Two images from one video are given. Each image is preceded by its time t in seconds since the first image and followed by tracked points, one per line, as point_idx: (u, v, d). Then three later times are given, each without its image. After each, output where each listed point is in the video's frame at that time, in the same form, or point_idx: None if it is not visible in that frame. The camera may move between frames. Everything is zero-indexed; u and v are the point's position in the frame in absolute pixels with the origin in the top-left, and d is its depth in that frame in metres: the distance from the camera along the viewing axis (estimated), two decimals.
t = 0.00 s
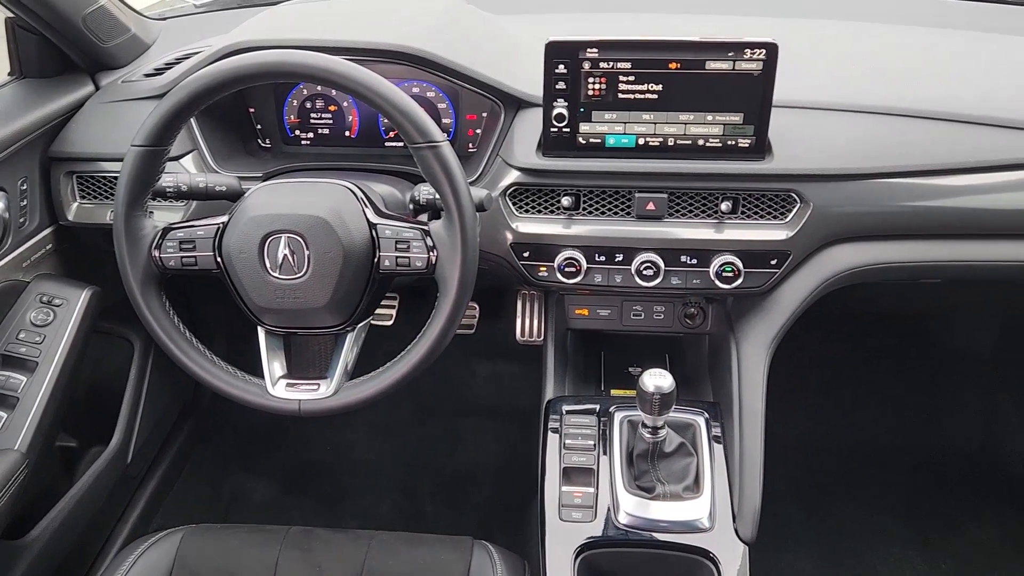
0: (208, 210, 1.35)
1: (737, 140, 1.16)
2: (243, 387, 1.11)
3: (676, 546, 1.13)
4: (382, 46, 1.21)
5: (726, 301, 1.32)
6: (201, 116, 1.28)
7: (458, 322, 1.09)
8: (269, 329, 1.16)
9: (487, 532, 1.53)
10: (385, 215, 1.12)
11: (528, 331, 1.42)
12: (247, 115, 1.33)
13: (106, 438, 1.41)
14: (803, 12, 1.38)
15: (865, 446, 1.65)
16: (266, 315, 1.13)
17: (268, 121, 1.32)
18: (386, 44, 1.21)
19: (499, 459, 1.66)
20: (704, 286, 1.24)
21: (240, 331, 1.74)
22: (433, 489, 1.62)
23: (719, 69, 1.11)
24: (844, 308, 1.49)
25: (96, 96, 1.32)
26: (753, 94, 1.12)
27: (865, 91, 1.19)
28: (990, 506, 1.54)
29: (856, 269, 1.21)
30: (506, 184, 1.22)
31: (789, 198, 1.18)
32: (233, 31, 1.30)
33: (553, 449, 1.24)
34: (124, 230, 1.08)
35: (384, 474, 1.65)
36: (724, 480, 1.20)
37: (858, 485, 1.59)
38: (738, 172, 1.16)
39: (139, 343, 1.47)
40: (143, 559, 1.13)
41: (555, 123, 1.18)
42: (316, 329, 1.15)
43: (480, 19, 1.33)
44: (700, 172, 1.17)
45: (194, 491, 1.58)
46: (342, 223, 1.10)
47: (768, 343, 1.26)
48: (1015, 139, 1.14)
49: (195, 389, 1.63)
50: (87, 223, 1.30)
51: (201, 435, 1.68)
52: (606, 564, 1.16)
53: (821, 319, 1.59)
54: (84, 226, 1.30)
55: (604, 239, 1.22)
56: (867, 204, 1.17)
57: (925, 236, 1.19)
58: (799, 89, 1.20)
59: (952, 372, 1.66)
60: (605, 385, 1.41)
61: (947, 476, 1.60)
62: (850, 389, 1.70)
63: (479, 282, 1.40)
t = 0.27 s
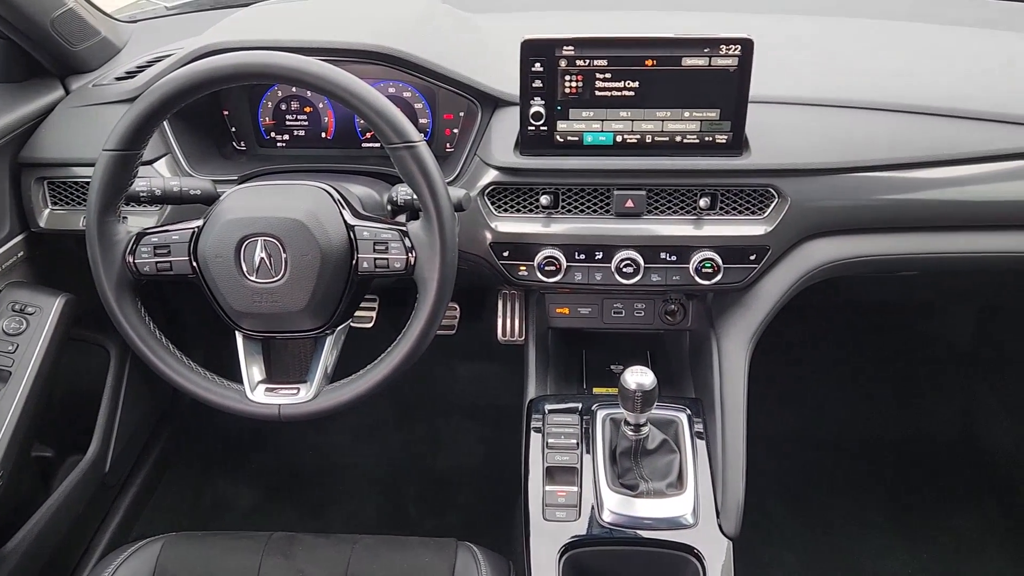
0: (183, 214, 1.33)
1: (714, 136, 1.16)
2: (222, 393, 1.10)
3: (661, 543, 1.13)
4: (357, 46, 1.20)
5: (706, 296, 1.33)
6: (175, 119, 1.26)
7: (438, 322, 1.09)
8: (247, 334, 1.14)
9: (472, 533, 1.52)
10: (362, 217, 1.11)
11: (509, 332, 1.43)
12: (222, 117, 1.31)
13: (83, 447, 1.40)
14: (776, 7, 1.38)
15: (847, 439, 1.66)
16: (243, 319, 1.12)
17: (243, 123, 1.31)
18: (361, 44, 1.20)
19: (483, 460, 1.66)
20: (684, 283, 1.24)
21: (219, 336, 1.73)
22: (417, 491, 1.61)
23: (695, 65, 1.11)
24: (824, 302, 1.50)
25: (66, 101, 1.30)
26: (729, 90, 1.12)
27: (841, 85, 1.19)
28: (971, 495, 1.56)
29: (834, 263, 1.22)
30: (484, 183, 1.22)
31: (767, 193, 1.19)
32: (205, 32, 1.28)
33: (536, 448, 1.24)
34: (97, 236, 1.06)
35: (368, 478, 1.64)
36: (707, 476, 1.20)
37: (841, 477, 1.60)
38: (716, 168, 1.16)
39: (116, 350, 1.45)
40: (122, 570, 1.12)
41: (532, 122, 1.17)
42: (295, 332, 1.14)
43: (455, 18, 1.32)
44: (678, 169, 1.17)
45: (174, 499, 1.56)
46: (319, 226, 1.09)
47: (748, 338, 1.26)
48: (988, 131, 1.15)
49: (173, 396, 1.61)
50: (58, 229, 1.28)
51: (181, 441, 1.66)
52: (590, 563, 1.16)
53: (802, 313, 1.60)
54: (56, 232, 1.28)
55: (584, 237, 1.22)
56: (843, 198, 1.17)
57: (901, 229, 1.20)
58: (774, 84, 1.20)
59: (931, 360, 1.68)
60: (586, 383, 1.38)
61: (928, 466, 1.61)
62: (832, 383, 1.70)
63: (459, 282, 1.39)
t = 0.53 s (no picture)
0: (157, 218, 1.32)
1: (691, 132, 1.16)
2: (199, 399, 1.08)
3: (644, 540, 1.13)
4: (330, 47, 1.19)
5: (685, 292, 1.32)
6: (146, 122, 1.25)
7: (417, 323, 1.08)
8: (223, 339, 1.13)
9: (455, 535, 1.52)
10: (338, 218, 1.10)
11: (489, 331, 1.39)
12: (194, 120, 1.30)
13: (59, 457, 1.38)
14: (751, 3, 1.39)
15: (828, 431, 1.67)
16: (219, 324, 1.11)
17: (216, 126, 1.29)
18: (334, 44, 1.19)
19: (466, 461, 1.65)
20: (663, 279, 1.24)
21: (197, 341, 1.71)
22: (400, 494, 1.60)
23: (671, 61, 1.11)
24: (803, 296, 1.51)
25: (34, 105, 1.28)
26: (704, 86, 1.13)
27: (815, 80, 1.20)
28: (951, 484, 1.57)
29: (811, 257, 1.22)
30: (461, 183, 1.21)
31: (744, 188, 1.19)
32: (175, 34, 1.27)
33: (518, 448, 1.24)
34: (68, 242, 1.05)
35: (351, 481, 1.63)
36: (689, 472, 1.20)
37: (822, 470, 1.61)
38: (692, 164, 1.17)
39: (91, 358, 1.43)
40: None
41: (508, 120, 1.17)
42: (272, 336, 1.12)
43: (429, 17, 1.31)
44: (654, 165, 1.17)
45: (153, 508, 1.55)
46: (294, 228, 1.08)
47: (727, 333, 1.26)
48: (962, 124, 1.16)
49: (151, 403, 1.60)
50: (28, 235, 1.26)
51: (160, 449, 1.64)
52: (575, 562, 1.15)
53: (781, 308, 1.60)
54: (27, 239, 1.26)
55: (562, 235, 1.21)
56: (819, 192, 1.18)
57: (876, 222, 1.21)
58: (749, 80, 1.21)
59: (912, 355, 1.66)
60: (567, 381, 1.40)
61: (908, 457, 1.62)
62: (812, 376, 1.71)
63: (438, 283, 1.39)
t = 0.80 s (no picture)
0: (129, 223, 1.30)
1: (666, 128, 1.16)
2: (174, 406, 1.07)
3: (627, 538, 1.13)
4: (302, 48, 1.18)
5: (664, 290, 1.32)
6: (116, 127, 1.23)
7: (394, 325, 1.07)
8: (198, 344, 1.12)
9: (438, 537, 1.50)
10: (313, 220, 1.09)
11: (469, 332, 1.39)
12: (165, 124, 1.28)
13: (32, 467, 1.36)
14: None
15: (810, 425, 1.67)
16: (194, 330, 1.09)
17: (188, 129, 1.27)
18: (306, 45, 1.17)
19: (448, 463, 1.64)
20: (641, 276, 1.24)
21: (174, 347, 1.69)
22: (381, 497, 1.59)
23: (645, 58, 1.11)
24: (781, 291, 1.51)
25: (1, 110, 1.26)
26: (679, 82, 1.13)
27: (789, 75, 1.20)
28: (930, 475, 1.58)
29: (788, 251, 1.23)
30: (437, 183, 1.20)
31: (720, 183, 1.19)
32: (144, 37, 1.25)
33: (500, 448, 1.23)
34: (36, 249, 1.03)
35: (332, 485, 1.61)
36: (671, 468, 1.20)
37: (804, 464, 1.62)
38: (669, 161, 1.17)
39: (64, 366, 1.41)
40: None
41: (483, 119, 1.16)
42: (248, 341, 1.11)
43: (402, 16, 1.30)
44: (631, 162, 1.17)
45: (132, 517, 1.53)
46: (268, 231, 1.07)
47: (706, 328, 1.26)
48: (935, 117, 1.16)
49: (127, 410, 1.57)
50: None
51: (137, 458, 1.62)
52: (558, 561, 1.15)
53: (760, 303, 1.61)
54: None
55: (540, 233, 1.21)
56: (795, 187, 1.18)
57: (852, 215, 1.21)
58: (724, 76, 1.21)
59: (886, 346, 1.70)
60: (548, 380, 1.39)
61: (888, 449, 1.63)
62: (792, 370, 1.72)
63: (416, 284, 1.37)
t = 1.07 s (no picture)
0: (101, 229, 1.28)
1: (642, 125, 1.16)
2: (148, 414, 1.05)
3: (610, 536, 1.13)
4: (274, 49, 1.16)
5: (642, 287, 1.32)
6: (85, 131, 1.21)
7: (372, 327, 1.06)
8: (173, 350, 1.10)
9: (421, 540, 1.50)
10: (288, 223, 1.08)
11: (448, 334, 1.42)
12: (136, 127, 1.26)
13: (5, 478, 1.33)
14: None
15: (790, 420, 1.68)
16: (168, 336, 1.08)
17: (159, 132, 1.26)
18: (278, 46, 1.16)
19: (429, 465, 1.63)
20: (619, 274, 1.24)
21: (150, 354, 1.67)
22: (362, 501, 1.57)
23: (619, 55, 1.11)
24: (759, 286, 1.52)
25: None
26: (653, 79, 1.13)
27: (763, 71, 1.20)
28: (908, 466, 1.58)
29: (765, 246, 1.23)
30: (413, 184, 1.20)
31: (696, 180, 1.19)
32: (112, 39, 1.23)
33: (481, 449, 1.23)
34: (5, 256, 1.01)
35: (313, 490, 1.60)
36: (651, 465, 1.20)
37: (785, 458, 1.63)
38: (644, 158, 1.17)
39: (37, 375, 1.39)
40: None
41: (459, 119, 1.16)
42: (224, 346, 1.10)
43: (375, 16, 1.29)
44: (607, 160, 1.17)
45: (109, 527, 1.51)
46: (242, 234, 1.05)
47: (684, 324, 1.26)
48: (908, 111, 1.17)
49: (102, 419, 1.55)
50: None
51: (114, 466, 1.60)
52: (540, 560, 1.15)
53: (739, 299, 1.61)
54: None
55: (517, 233, 1.21)
56: (770, 182, 1.18)
57: (827, 209, 1.22)
58: (698, 72, 1.21)
59: (863, 340, 1.73)
60: (527, 378, 1.40)
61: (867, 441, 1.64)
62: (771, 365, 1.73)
63: (394, 285, 1.37)
